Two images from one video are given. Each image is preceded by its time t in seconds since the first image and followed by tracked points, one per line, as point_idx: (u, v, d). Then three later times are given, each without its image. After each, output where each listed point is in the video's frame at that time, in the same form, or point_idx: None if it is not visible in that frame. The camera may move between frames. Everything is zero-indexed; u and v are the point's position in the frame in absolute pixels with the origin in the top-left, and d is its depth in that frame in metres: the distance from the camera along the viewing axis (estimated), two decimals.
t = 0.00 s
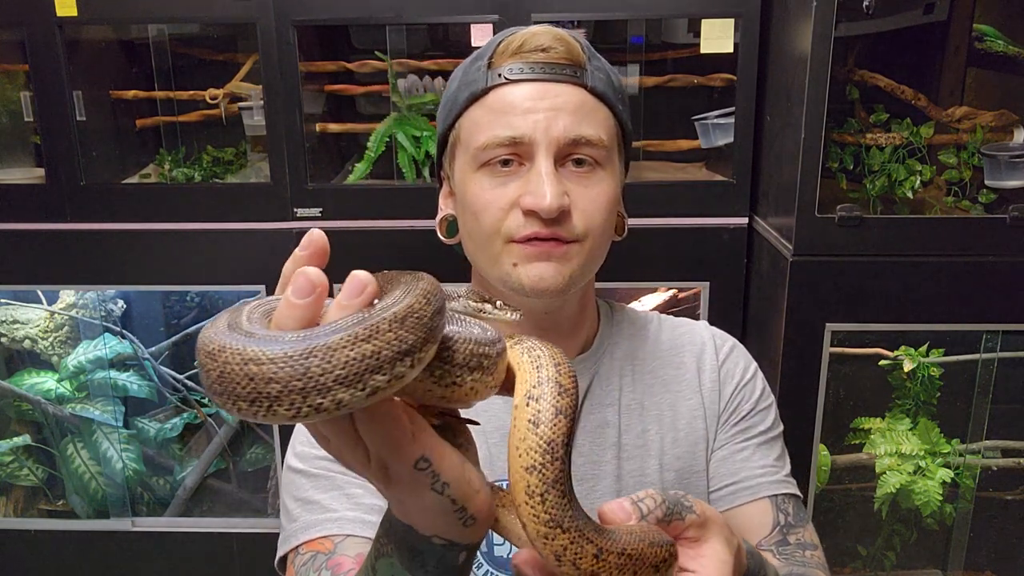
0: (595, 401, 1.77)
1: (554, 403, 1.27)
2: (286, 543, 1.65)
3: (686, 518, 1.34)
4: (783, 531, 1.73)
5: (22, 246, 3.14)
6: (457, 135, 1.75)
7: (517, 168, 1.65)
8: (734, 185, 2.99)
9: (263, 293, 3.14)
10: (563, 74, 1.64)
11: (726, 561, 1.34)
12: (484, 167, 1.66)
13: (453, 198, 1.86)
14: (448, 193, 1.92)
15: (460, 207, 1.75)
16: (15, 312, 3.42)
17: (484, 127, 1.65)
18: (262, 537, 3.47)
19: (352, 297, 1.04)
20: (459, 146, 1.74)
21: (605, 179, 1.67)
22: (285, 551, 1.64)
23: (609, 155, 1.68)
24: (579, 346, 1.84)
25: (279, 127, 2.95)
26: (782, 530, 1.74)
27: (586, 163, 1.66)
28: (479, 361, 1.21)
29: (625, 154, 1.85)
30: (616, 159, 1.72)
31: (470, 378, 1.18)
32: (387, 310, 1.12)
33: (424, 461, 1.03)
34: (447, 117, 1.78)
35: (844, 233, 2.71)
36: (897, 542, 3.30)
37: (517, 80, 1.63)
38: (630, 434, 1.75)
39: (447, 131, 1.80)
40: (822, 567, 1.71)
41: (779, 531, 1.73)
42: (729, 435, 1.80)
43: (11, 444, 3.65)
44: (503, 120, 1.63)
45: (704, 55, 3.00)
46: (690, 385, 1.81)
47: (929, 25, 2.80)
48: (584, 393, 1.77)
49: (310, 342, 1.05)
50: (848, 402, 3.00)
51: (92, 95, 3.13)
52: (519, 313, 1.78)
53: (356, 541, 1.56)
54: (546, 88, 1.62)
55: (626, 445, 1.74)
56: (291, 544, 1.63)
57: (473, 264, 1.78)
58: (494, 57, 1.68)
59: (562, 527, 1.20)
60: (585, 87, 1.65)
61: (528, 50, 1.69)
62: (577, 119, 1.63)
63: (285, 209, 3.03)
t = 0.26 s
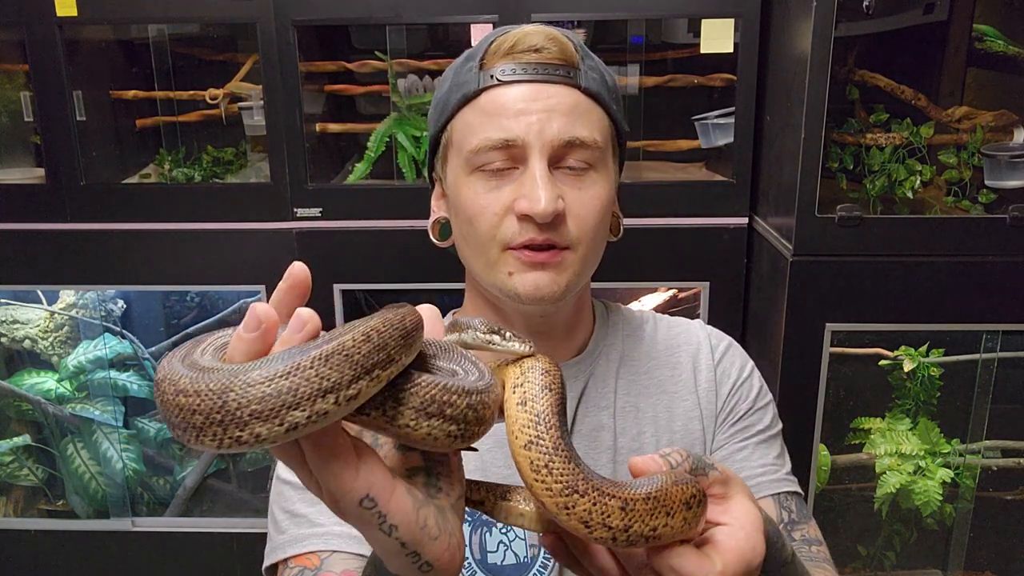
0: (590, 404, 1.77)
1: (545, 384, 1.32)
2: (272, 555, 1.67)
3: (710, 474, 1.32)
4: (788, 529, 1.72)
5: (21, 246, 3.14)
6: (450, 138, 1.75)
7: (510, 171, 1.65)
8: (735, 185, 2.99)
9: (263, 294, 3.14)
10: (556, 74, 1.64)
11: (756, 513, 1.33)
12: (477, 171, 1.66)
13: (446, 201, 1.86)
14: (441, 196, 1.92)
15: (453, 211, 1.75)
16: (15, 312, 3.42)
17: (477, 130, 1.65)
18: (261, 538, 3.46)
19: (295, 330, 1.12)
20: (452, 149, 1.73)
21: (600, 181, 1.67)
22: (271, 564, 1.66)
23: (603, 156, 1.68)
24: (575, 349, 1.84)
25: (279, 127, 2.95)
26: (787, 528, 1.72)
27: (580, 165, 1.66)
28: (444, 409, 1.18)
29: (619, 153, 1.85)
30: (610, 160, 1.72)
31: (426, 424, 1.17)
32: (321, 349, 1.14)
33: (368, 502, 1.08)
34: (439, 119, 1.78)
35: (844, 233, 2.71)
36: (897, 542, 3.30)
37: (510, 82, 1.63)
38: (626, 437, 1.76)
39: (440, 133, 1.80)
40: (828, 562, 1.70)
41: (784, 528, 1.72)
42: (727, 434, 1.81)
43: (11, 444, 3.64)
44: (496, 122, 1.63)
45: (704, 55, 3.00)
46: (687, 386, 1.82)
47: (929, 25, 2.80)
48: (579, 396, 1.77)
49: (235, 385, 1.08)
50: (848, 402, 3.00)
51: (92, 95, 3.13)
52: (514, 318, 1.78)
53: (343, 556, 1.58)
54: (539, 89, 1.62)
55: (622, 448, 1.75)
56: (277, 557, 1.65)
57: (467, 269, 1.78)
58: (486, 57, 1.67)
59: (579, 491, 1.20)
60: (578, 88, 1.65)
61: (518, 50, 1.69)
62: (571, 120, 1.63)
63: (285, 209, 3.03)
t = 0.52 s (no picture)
0: (586, 407, 1.77)
1: (528, 415, 1.27)
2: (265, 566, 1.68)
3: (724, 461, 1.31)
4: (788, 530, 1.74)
5: (21, 246, 3.14)
6: (443, 138, 1.75)
7: (504, 171, 1.65)
8: (735, 185, 2.99)
9: (263, 293, 3.14)
10: (550, 72, 1.64)
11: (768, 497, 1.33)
12: (472, 171, 1.66)
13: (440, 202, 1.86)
14: (434, 197, 1.92)
15: (448, 211, 1.74)
16: (15, 312, 3.43)
17: (471, 129, 1.65)
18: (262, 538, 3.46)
19: (265, 394, 1.12)
20: (446, 149, 1.73)
21: (595, 179, 1.67)
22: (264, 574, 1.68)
23: (598, 155, 1.68)
24: (572, 349, 1.84)
25: (279, 127, 2.95)
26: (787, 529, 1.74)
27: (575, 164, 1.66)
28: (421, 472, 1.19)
29: (615, 151, 1.85)
30: (605, 159, 1.72)
31: (401, 485, 1.18)
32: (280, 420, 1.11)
33: (349, 559, 1.14)
34: (432, 119, 1.78)
35: (844, 233, 2.71)
36: (897, 542, 3.30)
37: (504, 80, 1.63)
38: (622, 440, 1.76)
39: (434, 133, 1.80)
40: (825, 563, 1.72)
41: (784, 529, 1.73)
42: (725, 436, 1.82)
43: (11, 444, 3.65)
44: (490, 121, 1.63)
45: (704, 55, 3.00)
46: (683, 386, 1.82)
47: (929, 25, 2.79)
48: (575, 398, 1.77)
49: (197, 456, 1.09)
50: (848, 402, 3.00)
51: (92, 95, 3.13)
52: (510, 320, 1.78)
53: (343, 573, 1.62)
54: (533, 87, 1.62)
55: (619, 451, 1.75)
56: (272, 569, 1.67)
57: (462, 270, 1.78)
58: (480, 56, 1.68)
59: (569, 517, 1.15)
60: (573, 85, 1.64)
61: (511, 48, 1.69)
62: (565, 118, 1.63)
63: (285, 209, 3.03)
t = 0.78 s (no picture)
0: (584, 409, 1.77)
1: (507, 501, 1.12)
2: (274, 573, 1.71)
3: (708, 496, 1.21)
4: (779, 540, 1.72)
5: (21, 246, 3.14)
6: (441, 141, 1.75)
7: (501, 179, 1.64)
8: (735, 185, 2.99)
9: (263, 293, 3.13)
10: (548, 79, 1.63)
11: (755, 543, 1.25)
12: (468, 178, 1.66)
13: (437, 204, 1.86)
14: (431, 198, 1.92)
15: (444, 216, 1.75)
16: (15, 312, 3.43)
17: (467, 136, 1.65)
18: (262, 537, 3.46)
19: (231, 510, 1.05)
20: (443, 153, 1.73)
21: (593, 187, 1.68)
22: None
23: (596, 162, 1.68)
24: (571, 352, 1.83)
25: (279, 127, 2.95)
26: (778, 539, 1.72)
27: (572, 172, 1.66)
28: None
29: (615, 154, 1.85)
30: (603, 164, 1.72)
31: None
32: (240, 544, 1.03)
33: None
34: (429, 122, 1.78)
35: (844, 233, 2.71)
36: (897, 542, 3.30)
37: (501, 86, 1.62)
38: (620, 443, 1.76)
39: (431, 136, 1.80)
40: None
41: (776, 540, 1.72)
42: (723, 441, 1.82)
43: (11, 444, 3.64)
44: (487, 129, 1.62)
45: (704, 55, 3.00)
46: (682, 391, 1.82)
47: (929, 25, 2.80)
48: (573, 401, 1.77)
49: None
50: (848, 402, 3.00)
51: (92, 95, 3.13)
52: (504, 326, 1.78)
53: None
54: (531, 95, 1.61)
55: (616, 454, 1.75)
56: None
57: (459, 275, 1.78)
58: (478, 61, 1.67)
59: None
60: (571, 93, 1.64)
61: (510, 53, 1.68)
62: (563, 127, 1.62)
63: (285, 209, 3.03)
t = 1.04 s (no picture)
0: (584, 411, 1.76)
1: (507, 555, 1.10)
2: None
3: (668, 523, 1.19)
4: (775, 546, 1.73)
5: (21, 246, 3.14)
6: (441, 142, 1.75)
7: (501, 182, 1.64)
8: (735, 185, 2.99)
9: (263, 293, 3.13)
10: (550, 82, 1.63)
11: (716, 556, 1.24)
12: (468, 180, 1.66)
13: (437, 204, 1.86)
14: (432, 198, 1.92)
15: (444, 217, 1.75)
16: (15, 312, 3.42)
17: (468, 139, 1.64)
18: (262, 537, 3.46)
19: None
20: (444, 154, 1.73)
21: (593, 192, 1.68)
22: None
23: (597, 166, 1.68)
24: (572, 355, 1.83)
25: (279, 127, 2.95)
26: (774, 545, 1.73)
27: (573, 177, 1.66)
28: None
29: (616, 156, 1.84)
30: (604, 168, 1.72)
31: None
32: None
33: None
34: (430, 122, 1.78)
35: (844, 233, 2.71)
36: (897, 542, 3.30)
37: (502, 89, 1.62)
38: (620, 445, 1.76)
39: (432, 135, 1.79)
40: None
41: (771, 545, 1.73)
42: (722, 444, 1.82)
43: (11, 444, 3.64)
44: (487, 132, 1.62)
45: (704, 55, 3.00)
46: (683, 393, 1.82)
47: (929, 25, 2.80)
48: (574, 402, 1.77)
49: None
50: (848, 402, 3.00)
51: (92, 95, 3.13)
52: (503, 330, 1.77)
53: None
54: (532, 98, 1.61)
55: (616, 456, 1.75)
56: None
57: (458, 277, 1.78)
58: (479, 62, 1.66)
59: None
60: (572, 96, 1.64)
61: (511, 55, 1.68)
62: (564, 131, 1.62)
63: (285, 209, 3.03)
